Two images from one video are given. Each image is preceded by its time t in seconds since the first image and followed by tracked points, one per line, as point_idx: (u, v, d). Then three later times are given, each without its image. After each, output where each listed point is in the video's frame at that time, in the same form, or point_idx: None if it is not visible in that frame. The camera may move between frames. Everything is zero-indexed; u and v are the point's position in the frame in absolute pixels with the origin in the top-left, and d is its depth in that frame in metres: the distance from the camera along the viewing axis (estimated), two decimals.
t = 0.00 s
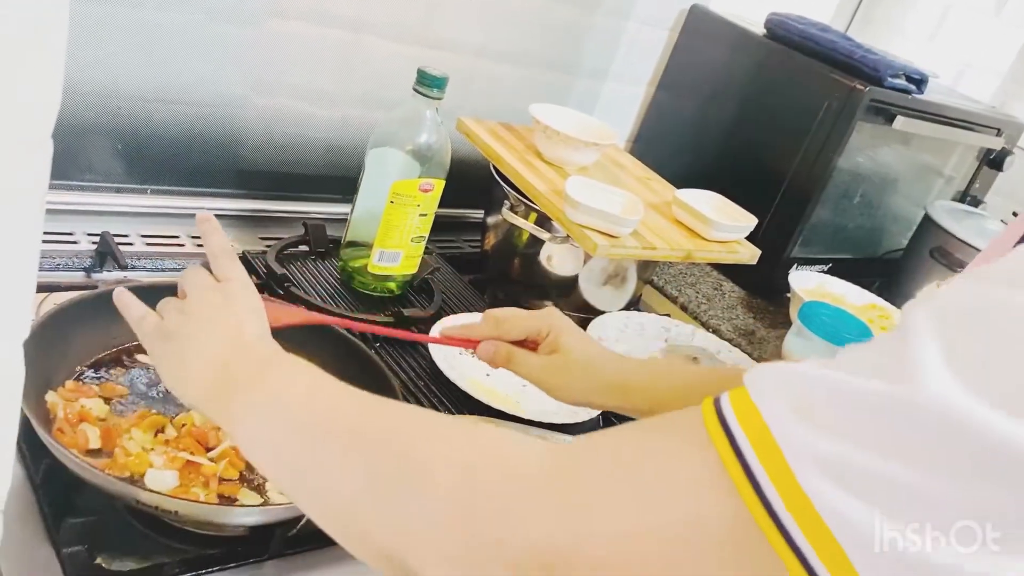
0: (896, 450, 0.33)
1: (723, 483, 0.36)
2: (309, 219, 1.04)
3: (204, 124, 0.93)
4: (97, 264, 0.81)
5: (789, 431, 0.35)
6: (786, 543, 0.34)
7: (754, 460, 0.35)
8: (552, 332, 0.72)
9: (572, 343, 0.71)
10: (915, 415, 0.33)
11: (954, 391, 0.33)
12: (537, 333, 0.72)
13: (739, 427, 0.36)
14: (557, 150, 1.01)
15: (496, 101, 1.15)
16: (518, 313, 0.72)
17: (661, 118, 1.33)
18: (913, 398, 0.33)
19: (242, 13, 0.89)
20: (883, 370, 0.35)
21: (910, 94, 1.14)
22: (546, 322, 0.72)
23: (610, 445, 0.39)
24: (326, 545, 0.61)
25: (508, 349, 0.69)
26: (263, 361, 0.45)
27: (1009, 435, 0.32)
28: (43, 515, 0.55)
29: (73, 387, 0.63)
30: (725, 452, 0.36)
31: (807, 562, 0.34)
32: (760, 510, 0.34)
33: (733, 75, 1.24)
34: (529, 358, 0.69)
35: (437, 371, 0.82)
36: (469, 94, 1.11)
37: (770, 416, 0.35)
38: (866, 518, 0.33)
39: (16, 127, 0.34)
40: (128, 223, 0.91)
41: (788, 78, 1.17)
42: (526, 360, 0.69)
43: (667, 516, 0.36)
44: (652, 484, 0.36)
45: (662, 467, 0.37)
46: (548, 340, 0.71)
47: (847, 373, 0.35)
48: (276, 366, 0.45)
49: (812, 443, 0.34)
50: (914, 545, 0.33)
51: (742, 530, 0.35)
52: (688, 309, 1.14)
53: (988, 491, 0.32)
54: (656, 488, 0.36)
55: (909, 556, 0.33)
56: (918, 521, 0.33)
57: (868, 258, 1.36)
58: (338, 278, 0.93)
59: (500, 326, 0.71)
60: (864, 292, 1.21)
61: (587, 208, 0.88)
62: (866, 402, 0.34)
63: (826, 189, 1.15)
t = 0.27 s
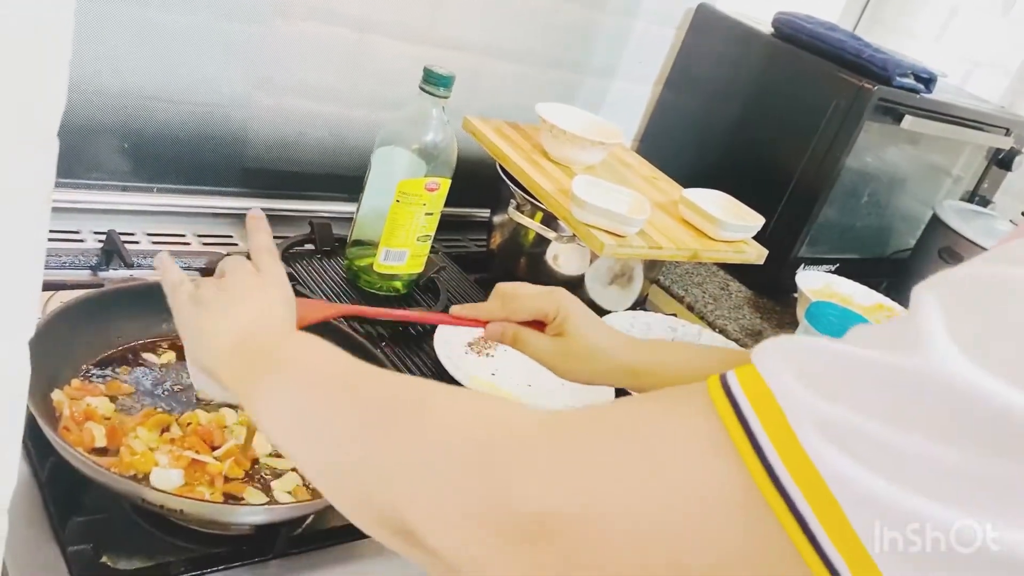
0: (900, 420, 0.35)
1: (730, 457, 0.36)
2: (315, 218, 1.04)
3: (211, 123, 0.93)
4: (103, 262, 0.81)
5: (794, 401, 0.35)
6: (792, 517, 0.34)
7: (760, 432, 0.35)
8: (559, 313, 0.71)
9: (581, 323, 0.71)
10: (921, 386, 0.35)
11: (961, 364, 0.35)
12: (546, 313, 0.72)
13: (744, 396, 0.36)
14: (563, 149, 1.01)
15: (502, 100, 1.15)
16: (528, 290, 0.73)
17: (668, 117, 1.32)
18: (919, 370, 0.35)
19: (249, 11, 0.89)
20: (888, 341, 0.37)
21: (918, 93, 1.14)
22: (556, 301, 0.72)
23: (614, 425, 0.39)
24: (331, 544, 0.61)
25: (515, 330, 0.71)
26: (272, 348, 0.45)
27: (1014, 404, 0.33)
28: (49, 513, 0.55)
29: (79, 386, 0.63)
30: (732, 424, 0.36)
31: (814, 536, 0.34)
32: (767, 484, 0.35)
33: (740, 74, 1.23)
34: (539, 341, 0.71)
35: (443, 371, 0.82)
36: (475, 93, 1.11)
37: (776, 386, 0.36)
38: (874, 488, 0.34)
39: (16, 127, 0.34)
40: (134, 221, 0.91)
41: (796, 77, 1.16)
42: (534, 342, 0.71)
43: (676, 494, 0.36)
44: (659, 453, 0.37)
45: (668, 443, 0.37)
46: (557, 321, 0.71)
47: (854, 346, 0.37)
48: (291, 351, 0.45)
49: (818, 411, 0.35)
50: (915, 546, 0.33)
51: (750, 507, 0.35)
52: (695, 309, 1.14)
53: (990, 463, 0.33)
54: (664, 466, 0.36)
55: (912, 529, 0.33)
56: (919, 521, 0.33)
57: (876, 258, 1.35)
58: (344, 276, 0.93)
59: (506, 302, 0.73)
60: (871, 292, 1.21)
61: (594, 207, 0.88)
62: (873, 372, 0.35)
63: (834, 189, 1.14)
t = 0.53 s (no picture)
0: (917, 394, 0.35)
1: (744, 429, 0.36)
2: (324, 217, 1.04)
3: (220, 122, 0.93)
4: (113, 261, 0.81)
5: (809, 373, 0.36)
6: (805, 491, 0.34)
7: (774, 404, 0.36)
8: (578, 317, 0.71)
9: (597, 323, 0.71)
10: (939, 361, 0.35)
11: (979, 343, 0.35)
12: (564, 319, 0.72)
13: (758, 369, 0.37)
14: (572, 149, 1.01)
15: (511, 99, 1.15)
16: (547, 295, 0.75)
17: (677, 117, 1.32)
18: (938, 346, 0.35)
19: (257, 11, 0.89)
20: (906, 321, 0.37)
21: (929, 93, 1.13)
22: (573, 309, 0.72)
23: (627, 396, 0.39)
24: (338, 543, 0.61)
25: (535, 336, 0.71)
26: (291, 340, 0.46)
27: None
28: (58, 511, 0.55)
29: (88, 384, 0.63)
30: (746, 397, 0.36)
31: (821, 502, 0.34)
32: (780, 456, 0.35)
33: (750, 74, 1.23)
34: (559, 347, 0.71)
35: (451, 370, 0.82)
36: (484, 92, 1.11)
37: (791, 359, 0.36)
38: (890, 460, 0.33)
39: (17, 127, 0.34)
40: (144, 220, 0.91)
41: (806, 76, 1.16)
42: (554, 347, 0.71)
43: (686, 467, 0.36)
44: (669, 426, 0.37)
45: (681, 415, 0.37)
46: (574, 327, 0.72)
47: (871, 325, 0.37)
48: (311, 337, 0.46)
49: (833, 382, 0.35)
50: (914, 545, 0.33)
51: (762, 481, 0.35)
52: (703, 309, 1.14)
53: (1007, 439, 0.34)
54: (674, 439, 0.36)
55: (927, 505, 0.33)
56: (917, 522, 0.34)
57: (886, 258, 1.34)
58: (352, 275, 0.93)
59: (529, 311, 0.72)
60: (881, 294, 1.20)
61: (603, 207, 0.88)
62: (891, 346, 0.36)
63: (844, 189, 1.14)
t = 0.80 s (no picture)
0: (933, 385, 0.35)
1: (756, 413, 0.36)
2: (330, 217, 1.03)
3: (227, 121, 0.94)
4: (120, 260, 0.82)
5: (823, 358, 0.36)
6: (807, 459, 0.34)
7: (787, 389, 0.36)
8: (590, 316, 0.71)
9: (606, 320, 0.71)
10: (955, 352, 0.35)
11: (993, 336, 0.35)
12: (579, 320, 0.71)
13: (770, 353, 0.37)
14: (579, 149, 1.01)
15: (518, 99, 1.15)
16: (553, 293, 0.74)
17: (683, 117, 1.32)
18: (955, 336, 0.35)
19: (265, 12, 0.89)
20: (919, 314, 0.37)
21: (937, 93, 1.13)
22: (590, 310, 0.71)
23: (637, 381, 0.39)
24: (344, 542, 0.61)
25: (548, 336, 0.71)
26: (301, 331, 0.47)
27: None
28: (65, 507, 0.55)
29: (95, 382, 0.63)
30: (759, 381, 0.36)
31: (829, 481, 0.34)
32: (792, 440, 0.35)
33: (757, 74, 1.22)
34: (573, 345, 0.70)
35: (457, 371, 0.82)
36: (491, 92, 1.11)
37: (806, 345, 0.36)
38: (903, 445, 0.33)
39: (17, 128, 0.34)
40: (151, 219, 0.91)
41: (813, 76, 1.15)
42: (568, 347, 0.71)
43: (695, 451, 0.36)
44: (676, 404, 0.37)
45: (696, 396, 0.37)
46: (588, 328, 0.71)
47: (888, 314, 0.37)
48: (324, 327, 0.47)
49: (847, 367, 0.35)
50: (913, 543, 0.33)
51: (772, 465, 0.35)
52: (710, 310, 1.13)
53: (1021, 432, 0.34)
54: (685, 423, 0.36)
55: (937, 495, 0.33)
56: (916, 520, 0.34)
57: (893, 259, 1.34)
58: (359, 275, 0.93)
59: (542, 311, 0.72)
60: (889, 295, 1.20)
61: (610, 207, 0.87)
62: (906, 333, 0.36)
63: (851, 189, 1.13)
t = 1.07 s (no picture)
0: (949, 388, 0.35)
1: (771, 413, 0.36)
2: (341, 218, 1.03)
3: (238, 122, 0.94)
4: (132, 260, 0.82)
5: (838, 359, 0.36)
6: (821, 458, 0.35)
7: (803, 389, 0.36)
8: (606, 316, 0.72)
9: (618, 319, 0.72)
10: (972, 354, 0.36)
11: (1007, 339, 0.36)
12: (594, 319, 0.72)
13: (785, 351, 0.37)
14: (589, 150, 1.01)
15: (527, 100, 1.15)
16: (569, 296, 0.75)
17: (693, 119, 1.32)
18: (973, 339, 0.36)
19: (276, 13, 0.90)
20: (932, 317, 0.38)
21: (949, 95, 1.13)
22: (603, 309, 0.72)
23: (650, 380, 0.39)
24: (354, 542, 0.61)
25: (564, 337, 0.71)
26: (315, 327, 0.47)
27: None
28: (76, 506, 0.56)
29: (106, 382, 0.64)
30: (774, 381, 0.37)
31: (843, 479, 0.34)
32: (808, 441, 0.35)
33: (767, 75, 1.22)
34: (588, 344, 0.71)
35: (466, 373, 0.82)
36: (501, 93, 1.11)
37: (821, 344, 0.36)
38: (919, 447, 0.34)
39: (15, 127, 0.34)
40: (163, 219, 0.92)
41: (824, 78, 1.15)
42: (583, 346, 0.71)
43: (710, 452, 0.36)
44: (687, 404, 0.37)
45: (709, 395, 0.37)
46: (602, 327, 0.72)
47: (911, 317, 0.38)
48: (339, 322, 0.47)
49: (863, 369, 0.35)
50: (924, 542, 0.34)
51: (786, 465, 0.35)
52: (719, 311, 1.13)
53: None
54: (698, 422, 0.36)
55: (951, 495, 0.33)
56: (926, 520, 0.34)
57: (904, 261, 1.34)
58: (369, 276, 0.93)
59: (557, 310, 0.73)
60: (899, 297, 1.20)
61: (619, 208, 0.87)
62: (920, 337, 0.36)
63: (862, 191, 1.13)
